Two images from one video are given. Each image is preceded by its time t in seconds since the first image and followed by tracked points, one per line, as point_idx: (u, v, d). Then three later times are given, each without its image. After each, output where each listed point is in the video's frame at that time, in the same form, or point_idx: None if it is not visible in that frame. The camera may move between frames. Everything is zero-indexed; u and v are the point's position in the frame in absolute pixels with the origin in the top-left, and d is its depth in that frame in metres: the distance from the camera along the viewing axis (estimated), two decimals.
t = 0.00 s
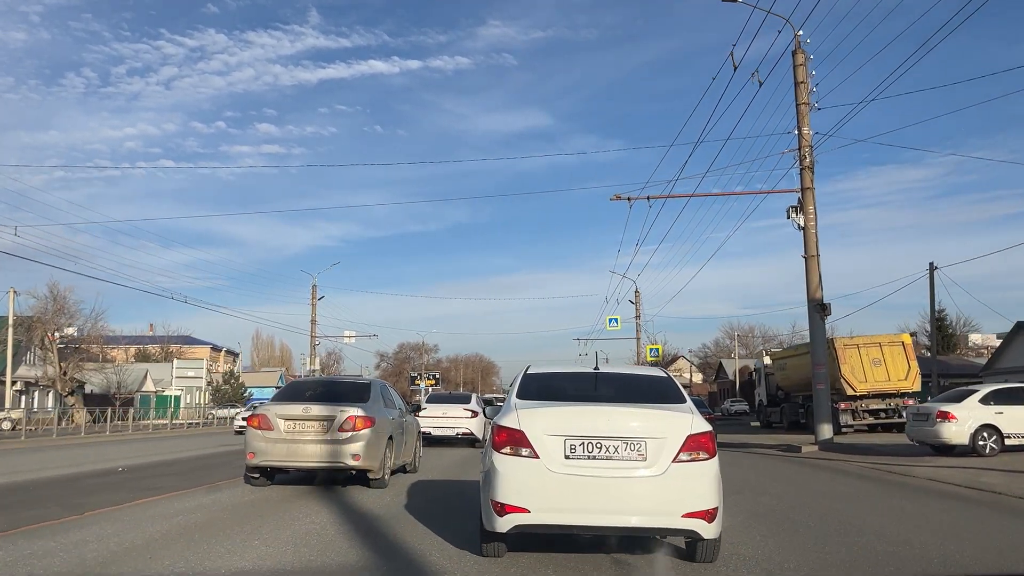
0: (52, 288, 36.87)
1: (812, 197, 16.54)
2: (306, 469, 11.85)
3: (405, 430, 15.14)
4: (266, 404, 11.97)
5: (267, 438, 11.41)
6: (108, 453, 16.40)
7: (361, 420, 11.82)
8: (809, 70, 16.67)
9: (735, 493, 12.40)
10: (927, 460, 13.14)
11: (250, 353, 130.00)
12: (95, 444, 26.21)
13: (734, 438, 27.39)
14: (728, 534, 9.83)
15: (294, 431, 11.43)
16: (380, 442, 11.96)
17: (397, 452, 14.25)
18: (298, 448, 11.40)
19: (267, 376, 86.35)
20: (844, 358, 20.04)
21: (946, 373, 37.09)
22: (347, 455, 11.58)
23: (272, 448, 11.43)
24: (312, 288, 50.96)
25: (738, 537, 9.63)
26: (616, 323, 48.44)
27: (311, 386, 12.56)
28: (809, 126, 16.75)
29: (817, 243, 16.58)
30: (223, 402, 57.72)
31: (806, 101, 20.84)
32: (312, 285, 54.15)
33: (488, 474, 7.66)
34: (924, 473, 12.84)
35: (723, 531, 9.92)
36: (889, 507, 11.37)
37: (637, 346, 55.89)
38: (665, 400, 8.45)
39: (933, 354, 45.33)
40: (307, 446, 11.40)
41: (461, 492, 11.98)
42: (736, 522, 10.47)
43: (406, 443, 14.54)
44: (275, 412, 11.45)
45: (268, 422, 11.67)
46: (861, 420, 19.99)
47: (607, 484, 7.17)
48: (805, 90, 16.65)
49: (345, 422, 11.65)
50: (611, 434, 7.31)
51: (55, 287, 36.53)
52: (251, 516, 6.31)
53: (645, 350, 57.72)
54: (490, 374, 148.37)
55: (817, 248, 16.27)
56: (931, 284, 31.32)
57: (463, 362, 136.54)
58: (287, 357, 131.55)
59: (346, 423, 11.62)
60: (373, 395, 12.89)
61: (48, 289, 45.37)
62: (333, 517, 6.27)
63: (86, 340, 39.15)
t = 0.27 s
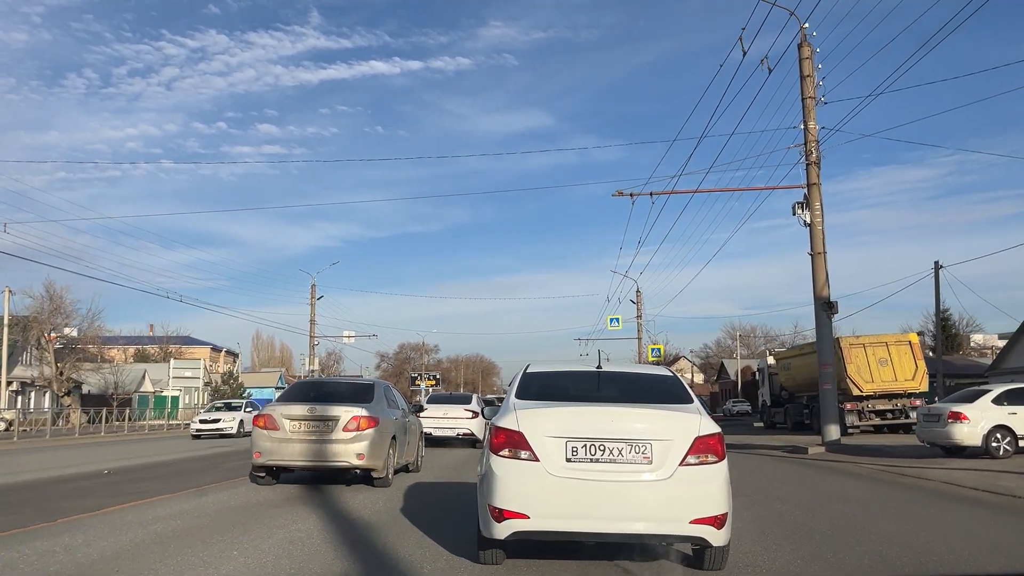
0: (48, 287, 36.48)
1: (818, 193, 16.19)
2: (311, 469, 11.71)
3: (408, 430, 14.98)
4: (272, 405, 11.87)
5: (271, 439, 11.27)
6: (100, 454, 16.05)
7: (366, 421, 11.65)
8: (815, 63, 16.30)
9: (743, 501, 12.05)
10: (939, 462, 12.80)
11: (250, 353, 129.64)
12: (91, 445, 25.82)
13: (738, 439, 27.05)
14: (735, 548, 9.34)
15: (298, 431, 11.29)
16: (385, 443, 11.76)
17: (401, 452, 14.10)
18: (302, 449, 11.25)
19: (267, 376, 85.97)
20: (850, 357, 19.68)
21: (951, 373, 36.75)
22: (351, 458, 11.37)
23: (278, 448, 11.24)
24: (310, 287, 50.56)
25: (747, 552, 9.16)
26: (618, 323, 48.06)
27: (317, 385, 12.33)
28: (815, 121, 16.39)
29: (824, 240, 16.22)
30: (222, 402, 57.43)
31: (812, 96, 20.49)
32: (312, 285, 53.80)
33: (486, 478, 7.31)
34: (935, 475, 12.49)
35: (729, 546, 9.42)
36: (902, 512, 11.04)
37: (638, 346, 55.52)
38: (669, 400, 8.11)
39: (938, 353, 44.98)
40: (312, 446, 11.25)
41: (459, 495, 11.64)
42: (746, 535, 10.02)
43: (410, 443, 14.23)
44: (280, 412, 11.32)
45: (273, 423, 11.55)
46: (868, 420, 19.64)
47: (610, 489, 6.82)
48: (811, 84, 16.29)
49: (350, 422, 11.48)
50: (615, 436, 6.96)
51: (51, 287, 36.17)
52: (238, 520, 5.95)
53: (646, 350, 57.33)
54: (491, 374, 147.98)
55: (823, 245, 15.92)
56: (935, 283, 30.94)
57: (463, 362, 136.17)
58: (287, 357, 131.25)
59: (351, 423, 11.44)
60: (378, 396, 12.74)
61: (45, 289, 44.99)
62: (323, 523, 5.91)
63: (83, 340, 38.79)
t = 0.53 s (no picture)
0: (46, 287, 36.22)
1: (823, 190, 15.91)
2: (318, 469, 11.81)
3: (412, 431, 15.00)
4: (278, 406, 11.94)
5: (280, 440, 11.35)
6: (96, 455, 15.79)
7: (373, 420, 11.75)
8: (820, 58, 16.02)
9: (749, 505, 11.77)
10: (948, 464, 12.53)
11: (250, 354, 129.36)
12: (89, 446, 25.55)
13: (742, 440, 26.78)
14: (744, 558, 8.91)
15: (306, 432, 11.39)
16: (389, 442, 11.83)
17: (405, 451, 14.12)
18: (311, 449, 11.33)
19: (268, 376, 85.72)
20: (855, 357, 19.42)
21: (956, 373, 36.46)
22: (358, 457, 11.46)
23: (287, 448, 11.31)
24: (310, 287, 50.25)
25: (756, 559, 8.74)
26: (620, 323, 47.78)
27: (322, 385, 12.29)
28: (820, 116, 16.11)
29: (829, 237, 15.95)
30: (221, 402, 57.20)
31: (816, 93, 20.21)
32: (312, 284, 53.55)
33: (484, 480, 7.05)
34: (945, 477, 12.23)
35: (737, 554, 8.96)
36: (911, 516, 10.79)
37: (641, 345, 55.24)
38: (673, 400, 7.83)
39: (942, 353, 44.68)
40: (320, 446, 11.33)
41: (458, 497, 11.40)
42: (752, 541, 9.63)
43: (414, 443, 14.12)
44: (288, 412, 11.38)
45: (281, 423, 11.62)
46: (873, 421, 19.36)
47: (614, 494, 6.56)
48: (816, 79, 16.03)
49: (354, 422, 11.55)
50: (617, 438, 6.70)
51: (49, 286, 35.90)
52: (222, 528, 5.63)
53: (648, 350, 57.02)
54: (492, 374, 147.65)
55: (828, 242, 15.66)
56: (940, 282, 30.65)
57: (464, 363, 135.89)
58: (288, 357, 131.01)
59: (356, 423, 11.52)
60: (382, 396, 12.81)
61: (43, 288, 44.73)
62: (312, 530, 5.60)
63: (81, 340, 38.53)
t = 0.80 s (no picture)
0: (43, 287, 35.99)
1: (828, 188, 15.66)
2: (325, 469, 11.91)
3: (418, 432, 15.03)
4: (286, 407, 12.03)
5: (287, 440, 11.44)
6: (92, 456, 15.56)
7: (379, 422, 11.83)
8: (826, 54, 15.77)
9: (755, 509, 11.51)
10: (959, 466, 12.27)
11: (250, 354, 129.07)
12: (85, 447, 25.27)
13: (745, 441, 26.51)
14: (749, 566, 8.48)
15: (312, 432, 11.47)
16: (395, 443, 11.91)
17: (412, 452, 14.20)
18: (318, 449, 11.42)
19: (268, 376, 85.49)
20: (859, 357, 19.17)
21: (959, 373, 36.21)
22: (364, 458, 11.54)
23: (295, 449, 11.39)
24: (309, 287, 50.01)
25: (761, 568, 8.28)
26: (620, 323, 47.49)
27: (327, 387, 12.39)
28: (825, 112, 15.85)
29: (835, 235, 15.70)
30: (221, 403, 56.99)
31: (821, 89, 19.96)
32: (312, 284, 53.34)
33: (483, 483, 6.81)
34: (955, 480, 11.97)
35: (742, 559, 8.70)
36: (919, 519, 10.54)
37: (642, 346, 54.98)
38: (677, 401, 7.58)
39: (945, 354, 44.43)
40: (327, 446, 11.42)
41: (456, 500, 11.15)
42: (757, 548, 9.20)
43: (418, 444, 14.07)
44: (295, 413, 11.46)
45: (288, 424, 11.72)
46: (878, 422, 19.10)
47: (617, 498, 6.30)
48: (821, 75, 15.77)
49: (360, 423, 11.63)
50: (621, 440, 6.45)
51: (47, 286, 35.68)
52: (207, 535, 5.36)
53: (650, 350, 56.75)
54: (492, 375, 147.37)
55: (834, 240, 15.41)
56: (944, 282, 30.37)
57: (465, 363, 135.64)
58: (288, 358, 130.74)
59: (362, 424, 11.61)
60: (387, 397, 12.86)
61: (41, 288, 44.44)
62: (300, 538, 5.32)
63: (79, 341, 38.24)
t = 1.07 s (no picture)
0: (41, 287, 35.81)
1: (833, 185, 15.46)
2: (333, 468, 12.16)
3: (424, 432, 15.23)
4: (297, 407, 12.29)
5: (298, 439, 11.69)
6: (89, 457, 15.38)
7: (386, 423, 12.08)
8: (830, 49, 15.55)
9: (760, 511, 11.32)
10: (968, 469, 12.07)
11: (251, 355, 128.92)
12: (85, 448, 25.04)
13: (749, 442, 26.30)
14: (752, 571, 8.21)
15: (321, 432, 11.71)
16: (402, 443, 12.13)
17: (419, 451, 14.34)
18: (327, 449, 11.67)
19: (268, 377, 85.38)
20: (863, 357, 18.97)
21: (962, 374, 36.01)
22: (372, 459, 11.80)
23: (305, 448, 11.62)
24: (309, 287, 49.86)
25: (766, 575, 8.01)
26: (622, 323, 47.25)
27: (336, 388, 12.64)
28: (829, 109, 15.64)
29: (839, 234, 15.49)
30: (221, 403, 56.87)
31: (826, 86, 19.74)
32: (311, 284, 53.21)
33: (483, 486, 6.61)
34: (963, 482, 11.77)
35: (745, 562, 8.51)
36: (925, 522, 10.34)
37: (643, 346, 54.69)
38: (680, 403, 7.37)
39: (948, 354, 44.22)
40: (336, 446, 11.67)
41: (454, 502, 10.95)
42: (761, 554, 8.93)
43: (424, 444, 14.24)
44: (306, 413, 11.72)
45: (299, 423, 11.97)
46: (883, 423, 18.90)
47: (618, 502, 6.10)
48: (825, 71, 15.56)
49: (369, 423, 11.86)
50: (622, 442, 6.24)
51: (45, 286, 35.51)
52: (193, 541, 5.17)
53: (651, 351, 56.51)
54: (493, 376, 147.13)
55: (838, 239, 15.21)
56: (947, 282, 30.16)
57: (466, 364, 135.51)
58: (288, 358, 130.57)
59: (370, 424, 11.86)
60: (396, 399, 13.10)
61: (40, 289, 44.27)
62: (291, 544, 5.14)
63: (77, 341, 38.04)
